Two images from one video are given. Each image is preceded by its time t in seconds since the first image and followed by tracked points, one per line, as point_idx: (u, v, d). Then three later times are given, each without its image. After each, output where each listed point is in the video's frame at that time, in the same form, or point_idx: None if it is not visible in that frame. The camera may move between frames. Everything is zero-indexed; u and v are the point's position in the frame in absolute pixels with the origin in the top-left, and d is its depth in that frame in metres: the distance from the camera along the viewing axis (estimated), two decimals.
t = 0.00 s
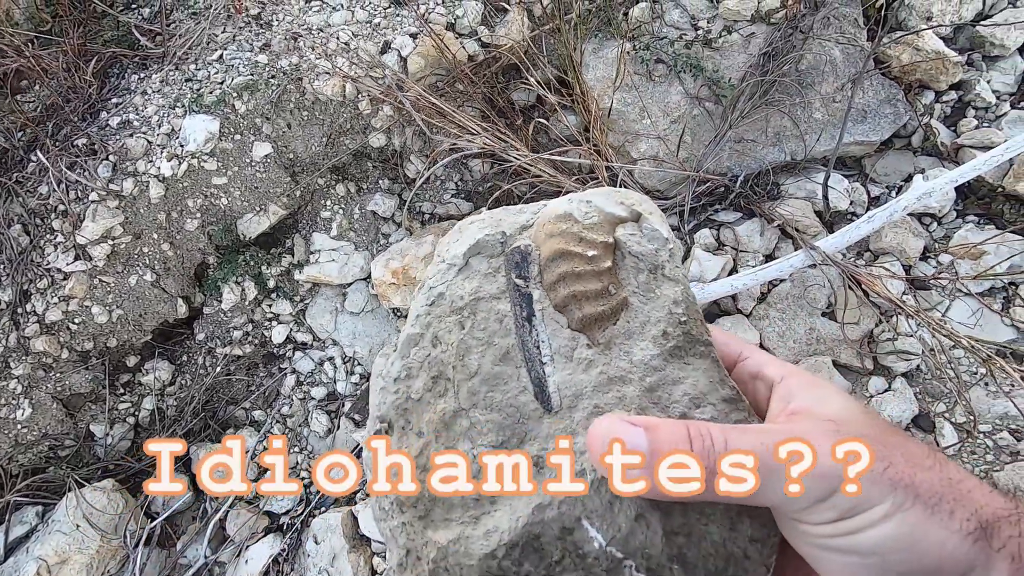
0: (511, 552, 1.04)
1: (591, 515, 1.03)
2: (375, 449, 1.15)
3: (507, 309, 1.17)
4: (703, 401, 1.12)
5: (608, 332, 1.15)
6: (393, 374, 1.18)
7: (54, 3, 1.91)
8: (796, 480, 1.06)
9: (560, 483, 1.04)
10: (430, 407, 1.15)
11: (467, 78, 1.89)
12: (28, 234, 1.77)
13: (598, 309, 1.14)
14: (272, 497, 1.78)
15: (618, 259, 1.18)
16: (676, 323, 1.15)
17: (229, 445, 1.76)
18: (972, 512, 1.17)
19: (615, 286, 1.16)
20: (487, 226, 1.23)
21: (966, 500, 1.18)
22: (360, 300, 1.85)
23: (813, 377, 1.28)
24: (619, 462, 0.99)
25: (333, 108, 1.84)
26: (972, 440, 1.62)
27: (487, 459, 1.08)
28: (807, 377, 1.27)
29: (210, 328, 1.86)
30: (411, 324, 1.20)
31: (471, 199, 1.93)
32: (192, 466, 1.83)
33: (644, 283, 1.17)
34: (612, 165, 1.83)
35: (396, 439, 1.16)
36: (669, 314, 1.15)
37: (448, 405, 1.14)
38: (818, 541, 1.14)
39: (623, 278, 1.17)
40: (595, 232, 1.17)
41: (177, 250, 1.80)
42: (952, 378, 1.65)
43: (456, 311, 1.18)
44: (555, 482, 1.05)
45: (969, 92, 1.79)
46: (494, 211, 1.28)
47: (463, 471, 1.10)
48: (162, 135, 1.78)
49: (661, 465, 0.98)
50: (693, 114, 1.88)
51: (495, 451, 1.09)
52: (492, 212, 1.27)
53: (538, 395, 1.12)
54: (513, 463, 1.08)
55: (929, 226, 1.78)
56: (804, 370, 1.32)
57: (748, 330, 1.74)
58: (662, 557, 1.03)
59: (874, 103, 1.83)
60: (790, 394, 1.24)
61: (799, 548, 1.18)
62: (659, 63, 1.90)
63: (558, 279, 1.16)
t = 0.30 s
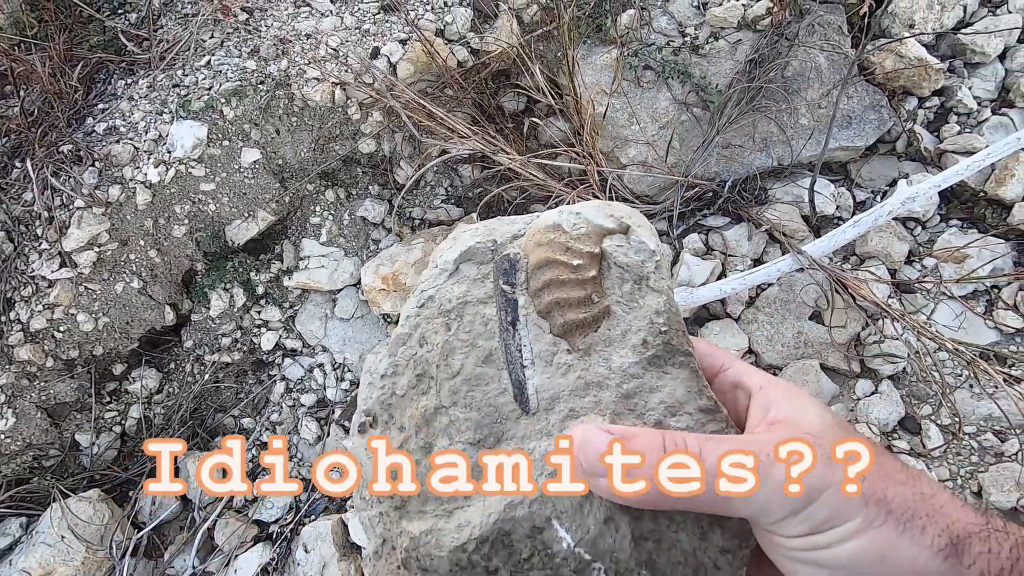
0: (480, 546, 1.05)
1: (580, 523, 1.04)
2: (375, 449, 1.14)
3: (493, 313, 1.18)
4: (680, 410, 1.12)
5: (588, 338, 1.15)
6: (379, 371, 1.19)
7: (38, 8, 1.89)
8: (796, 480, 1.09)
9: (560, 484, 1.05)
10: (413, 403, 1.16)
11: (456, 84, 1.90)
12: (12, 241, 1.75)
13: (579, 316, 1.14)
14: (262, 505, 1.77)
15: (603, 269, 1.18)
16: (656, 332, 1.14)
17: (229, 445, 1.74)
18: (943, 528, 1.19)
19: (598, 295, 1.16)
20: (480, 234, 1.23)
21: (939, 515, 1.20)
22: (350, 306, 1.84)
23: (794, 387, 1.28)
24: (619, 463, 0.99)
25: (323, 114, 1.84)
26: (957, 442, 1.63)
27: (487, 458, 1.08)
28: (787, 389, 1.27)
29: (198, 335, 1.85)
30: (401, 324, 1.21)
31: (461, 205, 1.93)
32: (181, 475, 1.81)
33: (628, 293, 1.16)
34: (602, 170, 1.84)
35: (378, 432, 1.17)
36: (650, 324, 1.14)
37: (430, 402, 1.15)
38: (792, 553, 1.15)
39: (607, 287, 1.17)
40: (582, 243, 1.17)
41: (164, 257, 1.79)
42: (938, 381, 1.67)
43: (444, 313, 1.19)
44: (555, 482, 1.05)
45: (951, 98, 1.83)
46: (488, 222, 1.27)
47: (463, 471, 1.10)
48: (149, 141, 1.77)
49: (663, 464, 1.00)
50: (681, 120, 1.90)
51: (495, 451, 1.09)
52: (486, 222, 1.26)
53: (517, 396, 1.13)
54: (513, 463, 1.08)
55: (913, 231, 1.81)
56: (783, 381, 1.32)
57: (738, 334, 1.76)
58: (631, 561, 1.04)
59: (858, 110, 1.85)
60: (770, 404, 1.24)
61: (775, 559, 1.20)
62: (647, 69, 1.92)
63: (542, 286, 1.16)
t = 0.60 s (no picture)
0: (448, 556, 1.07)
1: (568, 524, 1.07)
2: (375, 450, 1.13)
3: (482, 321, 1.18)
4: (664, 433, 1.13)
5: (575, 354, 1.15)
6: (365, 372, 1.19)
7: (23, 12, 1.87)
8: (797, 480, 1.12)
9: (559, 484, 1.04)
10: (395, 406, 1.17)
11: (446, 89, 1.90)
12: None
13: (567, 330, 1.15)
14: (252, 512, 1.75)
15: (598, 283, 1.17)
16: (645, 352, 1.14)
17: (229, 445, 1.73)
18: (920, 539, 1.20)
19: (590, 309, 1.15)
20: (476, 239, 1.23)
21: (915, 525, 1.21)
22: (340, 312, 1.83)
23: (773, 394, 1.29)
24: (618, 462, 1.04)
25: (312, 119, 1.83)
26: (944, 441, 1.65)
27: (487, 458, 1.09)
28: (765, 394, 1.27)
29: (187, 342, 1.83)
30: (390, 326, 1.21)
31: (452, 209, 1.93)
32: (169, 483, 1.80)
33: (620, 309, 1.16)
34: (592, 174, 1.85)
35: (358, 434, 1.17)
36: (639, 343, 1.14)
37: (411, 407, 1.16)
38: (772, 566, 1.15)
39: (599, 303, 1.17)
40: (577, 255, 1.16)
41: (152, 263, 1.77)
42: (924, 381, 1.69)
43: (433, 318, 1.19)
44: (555, 482, 1.05)
45: (935, 102, 1.85)
46: (488, 228, 1.27)
47: (463, 471, 1.11)
48: (137, 147, 1.76)
49: (662, 464, 1.04)
50: (670, 124, 1.91)
51: (496, 452, 1.10)
52: (486, 227, 1.26)
53: (499, 408, 1.14)
54: (513, 463, 1.09)
55: (898, 233, 1.83)
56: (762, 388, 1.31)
57: (727, 336, 1.78)
58: None
59: (844, 113, 1.87)
60: (748, 409, 1.24)
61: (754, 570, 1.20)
62: (636, 74, 1.93)
63: (533, 297, 1.16)
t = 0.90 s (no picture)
0: (423, 559, 1.07)
1: (555, 522, 1.07)
2: (375, 450, 1.14)
3: (463, 326, 1.19)
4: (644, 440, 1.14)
5: (555, 360, 1.16)
6: (347, 376, 1.21)
7: (9, 19, 1.85)
8: (797, 481, 1.13)
9: (560, 483, 1.04)
10: (376, 410, 1.18)
11: (435, 94, 1.90)
12: None
13: (548, 336, 1.15)
14: (244, 519, 1.73)
15: (582, 288, 1.18)
16: (626, 360, 1.15)
17: (228, 445, 1.69)
18: (897, 520, 1.22)
19: (571, 315, 1.16)
20: (461, 244, 1.25)
21: (891, 506, 1.23)
22: (331, 317, 1.83)
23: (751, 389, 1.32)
24: (619, 462, 1.03)
25: (302, 124, 1.83)
26: (930, 438, 1.67)
27: (487, 458, 1.10)
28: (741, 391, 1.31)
29: (176, 348, 1.83)
30: (374, 329, 1.23)
31: (442, 213, 1.93)
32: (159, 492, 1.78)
33: (603, 316, 1.17)
34: (580, 178, 1.87)
35: (340, 436, 1.18)
36: (620, 350, 1.15)
37: (392, 412, 1.17)
38: (756, 551, 1.15)
39: (582, 308, 1.18)
40: (560, 261, 1.17)
41: (141, 270, 1.77)
42: (911, 379, 1.71)
43: (414, 323, 1.20)
44: (555, 482, 1.04)
45: (917, 104, 1.88)
46: (474, 232, 1.29)
47: (463, 471, 1.11)
48: (125, 153, 1.75)
49: (662, 465, 1.05)
50: (658, 127, 1.93)
51: (495, 452, 1.11)
52: (473, 231, 1.28)
53: (477, 413, 1.15)
54: (513, 463, 1.09)
55: (884, 233, 1.86)
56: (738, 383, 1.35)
57: (716, 337, 1.79)
58: None
59: (829, 115, 1.89)
60: (727, 406, 1.27)
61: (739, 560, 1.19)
62: (624, 78, 1.95)
63: (516, 303, 1.17)
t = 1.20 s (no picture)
0: (394, 531, 1.09)
1: (554, 524, 1.06)
2: (375, 450, 1.14)
3: (460, 316, 1.22)
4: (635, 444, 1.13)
5: (543, 353, 1.17)
6: (349, 353, 1.24)
7: None
8: (797, 480, 1.10)
9: (560, 483, 1.05)
10: (370, 385, 1.20)
11: (430, 96, 1.89)
12: None
13: (537, 329, 1.16)
14: (239, 524, 1.72)
15: (579, 289, 1.18)
16: (613, 358, 1.14)
17: (229, 445, 1.68)
18: (904, 506, 1.22)
19: (564, 312, 1.17)
20: (467, 241, 1.27)
21: (896, 492, 1.23)
22: (326, 320, 1.82)
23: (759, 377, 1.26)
24: (619, 462, 1.03)
25: (296, 127, 1.83)
26: (926, 436, 1.68)
27: (487, 458, 1.08)
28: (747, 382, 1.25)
29: (170, 352, 1.81)
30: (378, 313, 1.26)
31: (438, 215, 1.93)
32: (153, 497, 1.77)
33: (595, 314, 1.17)
34: (575, 179, 1.87)
35: (335, 408, 1.22)
36: (607, 348, 1.14)
37: (383, 388, 1.19)
38: (761, 533, 1.14)
39: (577, 307, 1.18)
40: (560, 261, 1.18)
41: (134, 273, 1.75)
42: (906, 377, 1.72)
43: (416, 310, 1.23)
44: (555, 482, 1.05)
45: (909, 104, 1.90)
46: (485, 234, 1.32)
47: (463, 470, 1.10)
48: (117, 156, 1.74)
49: (661, 466, 1.07)
50: (652, 128, 1.93)
51: (495, 451, 1.10)
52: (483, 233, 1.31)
53: (463, 397, 1.17)
54: (513, 463, 1.08)
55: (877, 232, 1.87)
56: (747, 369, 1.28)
57: (712, 337, 1.79)
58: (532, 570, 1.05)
59: (822, 116, 1.91)
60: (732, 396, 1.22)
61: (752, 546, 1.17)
62: (618, 80, 1.96)
63: (512, 295, 1.19)
